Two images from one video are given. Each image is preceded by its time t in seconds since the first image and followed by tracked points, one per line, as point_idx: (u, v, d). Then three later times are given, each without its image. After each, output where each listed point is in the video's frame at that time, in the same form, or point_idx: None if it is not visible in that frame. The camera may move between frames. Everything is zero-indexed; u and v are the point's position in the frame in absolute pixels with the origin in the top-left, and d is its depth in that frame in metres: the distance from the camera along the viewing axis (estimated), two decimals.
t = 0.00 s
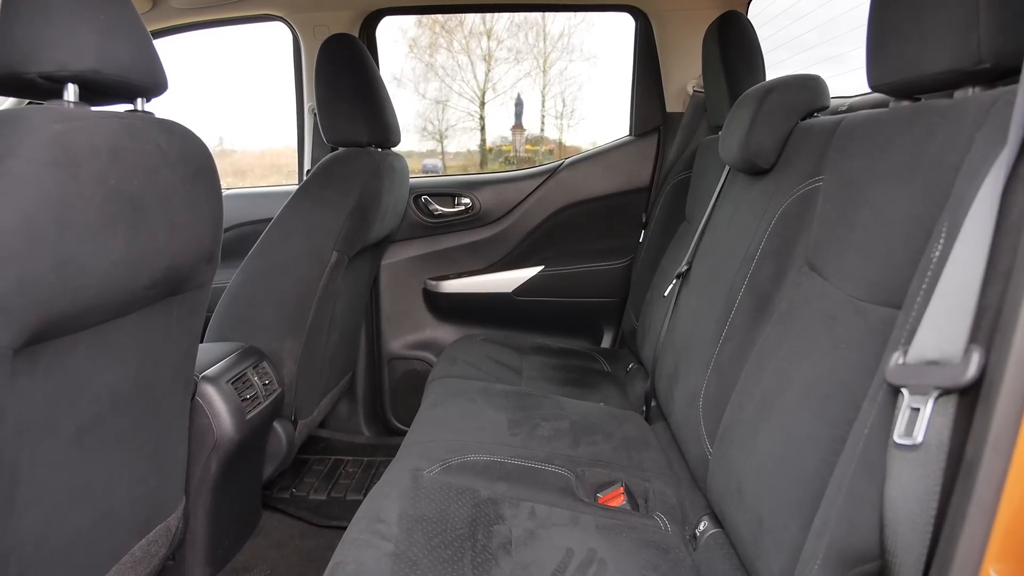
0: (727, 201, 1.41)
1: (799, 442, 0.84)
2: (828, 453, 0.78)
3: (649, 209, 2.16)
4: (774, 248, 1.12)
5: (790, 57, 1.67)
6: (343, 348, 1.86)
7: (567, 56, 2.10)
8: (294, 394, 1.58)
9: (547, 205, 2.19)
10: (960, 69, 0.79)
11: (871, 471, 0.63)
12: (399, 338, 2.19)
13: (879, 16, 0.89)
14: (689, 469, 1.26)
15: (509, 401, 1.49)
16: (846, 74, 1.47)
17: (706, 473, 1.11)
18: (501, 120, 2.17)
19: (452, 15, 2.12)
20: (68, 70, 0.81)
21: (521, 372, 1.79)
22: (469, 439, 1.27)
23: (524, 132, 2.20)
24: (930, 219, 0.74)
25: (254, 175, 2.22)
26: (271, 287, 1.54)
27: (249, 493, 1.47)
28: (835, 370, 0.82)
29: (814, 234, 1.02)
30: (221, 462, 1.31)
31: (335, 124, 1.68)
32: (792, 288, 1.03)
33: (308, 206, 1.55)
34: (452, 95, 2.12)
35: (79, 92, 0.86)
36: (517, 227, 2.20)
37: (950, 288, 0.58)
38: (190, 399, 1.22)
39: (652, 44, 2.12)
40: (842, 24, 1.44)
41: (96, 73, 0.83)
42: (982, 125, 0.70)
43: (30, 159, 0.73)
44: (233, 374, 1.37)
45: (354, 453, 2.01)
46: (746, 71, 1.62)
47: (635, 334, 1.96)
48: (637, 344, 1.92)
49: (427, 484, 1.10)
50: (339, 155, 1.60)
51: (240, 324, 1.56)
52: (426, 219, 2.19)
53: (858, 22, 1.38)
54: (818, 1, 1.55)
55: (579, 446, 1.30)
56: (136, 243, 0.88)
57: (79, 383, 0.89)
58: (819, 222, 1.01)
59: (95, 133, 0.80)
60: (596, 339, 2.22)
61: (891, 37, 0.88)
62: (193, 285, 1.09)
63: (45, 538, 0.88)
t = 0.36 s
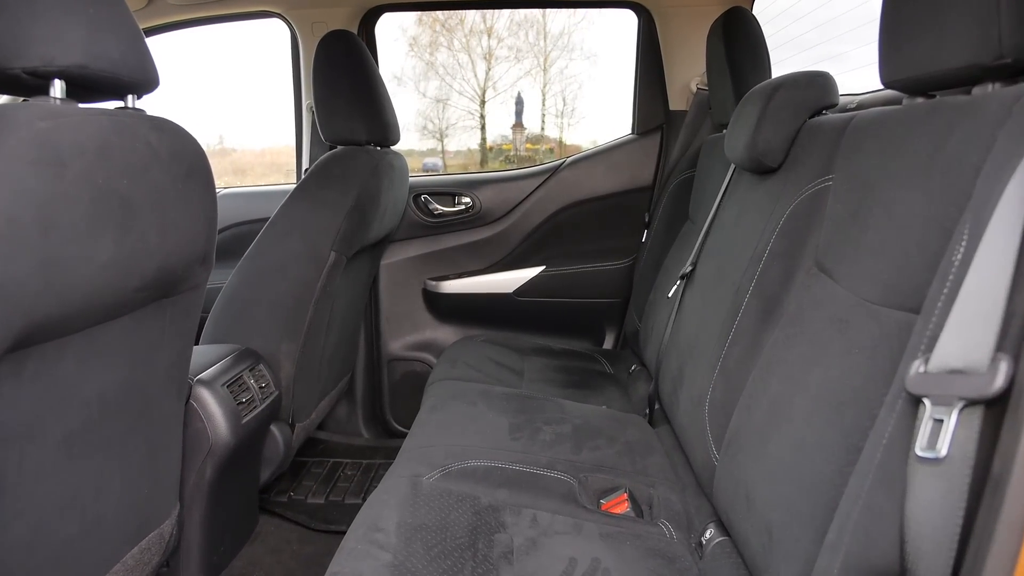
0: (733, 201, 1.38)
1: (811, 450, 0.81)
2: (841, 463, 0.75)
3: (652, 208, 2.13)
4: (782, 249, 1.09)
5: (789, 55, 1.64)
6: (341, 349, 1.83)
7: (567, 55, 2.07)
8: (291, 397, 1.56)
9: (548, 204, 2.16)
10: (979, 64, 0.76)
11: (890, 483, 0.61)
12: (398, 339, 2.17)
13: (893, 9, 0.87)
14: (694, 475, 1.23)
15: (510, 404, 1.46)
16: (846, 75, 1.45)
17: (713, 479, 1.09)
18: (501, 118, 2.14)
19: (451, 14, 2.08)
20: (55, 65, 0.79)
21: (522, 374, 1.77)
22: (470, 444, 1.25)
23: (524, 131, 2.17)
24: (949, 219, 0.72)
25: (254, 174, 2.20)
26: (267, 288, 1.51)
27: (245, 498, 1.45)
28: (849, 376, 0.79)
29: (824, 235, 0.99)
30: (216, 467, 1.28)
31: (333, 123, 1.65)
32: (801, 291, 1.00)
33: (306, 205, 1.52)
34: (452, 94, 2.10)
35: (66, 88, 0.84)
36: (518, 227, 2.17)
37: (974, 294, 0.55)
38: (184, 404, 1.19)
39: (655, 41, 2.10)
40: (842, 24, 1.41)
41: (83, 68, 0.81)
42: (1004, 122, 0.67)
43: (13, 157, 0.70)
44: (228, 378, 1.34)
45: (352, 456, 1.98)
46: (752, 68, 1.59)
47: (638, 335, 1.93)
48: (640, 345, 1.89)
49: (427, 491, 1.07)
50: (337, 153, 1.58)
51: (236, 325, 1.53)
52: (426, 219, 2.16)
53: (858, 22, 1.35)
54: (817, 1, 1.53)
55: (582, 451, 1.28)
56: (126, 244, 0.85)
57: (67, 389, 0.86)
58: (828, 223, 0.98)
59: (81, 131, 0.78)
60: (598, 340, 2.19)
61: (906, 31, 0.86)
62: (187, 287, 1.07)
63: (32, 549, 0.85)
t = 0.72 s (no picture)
0: (739, 200, 1.35)
1: (824, 460, 0.78)
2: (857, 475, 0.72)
3: (655, 208, 2.10)
4: (791, 250, 1.06)
5: (787, 54, 1.62)
6: (339, 351, 1.80)
7: (568, 53, 2.04)
8: (288, 400, 1.53)
9: (549, 204, 2.13)
10: (1001, 58, 0.73)
11: (911, 499, 0.58)
12: (397, 340, 2.14)
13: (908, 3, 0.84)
14: (700, 482, 1.20)
15: (512, 408, 1.43)
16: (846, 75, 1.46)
17: (720, 487, 1.06)
18: (502, 118, 2.12)
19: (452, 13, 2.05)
20: (37, 60, 0.76)
21: (524, 376, 1.74)
22: (471, 450, 1.22)
23: (524, 129, 2.14)
24: (970, 222, 0.69)
25: (254, 173, 2.17)
26: (264, 290, 1.48)
27: (240, 504, 1.42)
28: (865, 384, 0.76)
29: (835, 236, 0.96)
30: (210, 473, 1.25)
31: (331, 121, 1.62)
32: (812, 294, 0.97)
33: (302, 205, 1.49)
34: (452, 93, 2.07)
35: (51, 85, 0.81)
36: (519, 227, 2.14)
37: (1002, 300, 0.52)
38: (177, 409, 1.17)
39: (658, 38, 2.07)
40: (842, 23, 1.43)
41: (68, 64, 0.78)
42: None
43: None
44: (223, 382, 1.31)
45: (351, 459, 1.95)
46: (758, 65, 1.56)
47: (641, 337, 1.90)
48: (643, 347, 1.86)
49: (426, 500, 1.04)
50: (335, 152, 1.55)
51: (232, 328, 1.50)
52: (426, 219, 2.13)
53: (863, 20, 1.36)
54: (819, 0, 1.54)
55: (584, 457, 1.25)
56: (114, 247, 0.83)
57: (53, 396, 0.83)
58: (840, 224, 0.96)
59: (65, 129, 0.75)
60: (600, 341, 2.17)
61: (923, 25, 0.83)
62: (179, 289, 1.04)
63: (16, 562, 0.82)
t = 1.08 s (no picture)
0: (747, 200, 1.32)
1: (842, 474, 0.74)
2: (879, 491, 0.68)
3: (658, 208, 2.07)
4: (803, 252, 1.02)
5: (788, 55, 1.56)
6: (337, 354, 1.77)
7: (568, 52, 2.00)
8: (284, 405, 1.49)
9: (551, 204, 2.10)
10: None
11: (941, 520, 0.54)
12: (396, 342, 2.10)
13: None
14: (707, 491, 1.16)
15: (513, 414, 1.40)
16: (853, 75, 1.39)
17: (728, 498, 1.02)
18: (501, 117, 2.08)
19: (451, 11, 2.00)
20: (15, 54, 0.73)
21: (525, 380, 1.70)
22: (471, 458, 1.18)
23: (524, 128, 2.10)
24: (1000, 224, 0.65)
25: (254, 172, 2.12)
26: (258, 292, 1.44)
27: (235, 512, 1.38)
28: (886, 394, 0.73)
29: (849, 238, 0.92)
30: (203, 481, 1.21)
31: (328, 119, 1.58)
32: (825, 298, 0.93)
33: (298, 205, 1.45)
34: (452, 92, 2.03)
35: (31, 80, 0.77)
36: (520, 227, 2.10)
37: None
38: (168, 416, 1.13)
39: (662, 34, 2.03)
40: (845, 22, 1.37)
41: (48, 58, 0.75)
42: None
43: None
44: (217, 387, 1.28)
45: (349, 464, 1.92)
46: (765, 62, 1.52)
47: (644, 339, 1.87)
48: (646, 350, 1.83)
49: (424, 511, 1.01)
50: (332, 151, 1.51)
51: (226, 331, 1.46)
52: (425, 219, 2.10)
53: (860, 22, 1.34)
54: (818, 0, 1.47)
55: (588, 465, 1.21)
56: (97, 249, 0.79)
57: (35, 406, 0.80)
58: (853, 225, 0.92)
59: (46, 126, 0.72)
60: (602, 343, 2.13)
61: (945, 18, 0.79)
62: (169, 293, 1.00)
63: None
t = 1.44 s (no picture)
0: (755, 200, 1.28)
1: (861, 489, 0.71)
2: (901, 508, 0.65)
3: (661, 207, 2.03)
4: (815, 254, 0.99)
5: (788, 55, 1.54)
6: (334, 357, 1.73)
7: (568, 51, 1.98)
8: (279, 410, 1.46)
9: (552, 203, 2.06)
10: None
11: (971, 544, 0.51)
12: (394, 345, 2.06)
13: None
14: (715, 500, 1.13)
15: (514, 420, 1.36)
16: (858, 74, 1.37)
17: (738, 509, 0.99)
18: (501, 115, 2.05)
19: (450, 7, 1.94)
20: None
21: (526, 383, 1.67)
22: (472, 466, 1.15)
23: (524, 127, 2.08)
24: None
25: (253, 172, 2.09)
26: (253, 294, 1.41)
27: (228, 520, 1.35)
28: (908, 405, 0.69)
29: (864, 240, 0.89)
30: (196, 490, 1.18)
31: (325, 116, 1.55)
32: (839, 302, 0.90)
33: (294, 205, 1.42)
34: (453, 90, 2.00)
35: (8, 75, 0.74)
36: (521, 227, 2.07)
37: None
38: (158, 424, 1.09)
39: (666, 31, 1.99)
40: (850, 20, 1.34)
41: (25, 51, 0.71)
42: None
43: None
44: (210, 393, 1.24)
45: (347, 468, 1.89)
46: (772, 59, 1.48)
47: (647, 342, 1.83)
48: (650, 352, 1.79)
49: (422, 523, 0.98)
50: (329, 150, 1.47)
51: (220, 335, 1.42)
52: (424, 219, 2.06)
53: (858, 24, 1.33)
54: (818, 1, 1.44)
55: (592, 472, 1.18)
56: (79, 253, 0.76)
57: (14, 417, 0.76)
58: (869, 226, 0.88)
59: (24, 123, 0.68)
60: (604, 345, 2.10)
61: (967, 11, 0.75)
62: (158, 297, 0.97)
63: None
